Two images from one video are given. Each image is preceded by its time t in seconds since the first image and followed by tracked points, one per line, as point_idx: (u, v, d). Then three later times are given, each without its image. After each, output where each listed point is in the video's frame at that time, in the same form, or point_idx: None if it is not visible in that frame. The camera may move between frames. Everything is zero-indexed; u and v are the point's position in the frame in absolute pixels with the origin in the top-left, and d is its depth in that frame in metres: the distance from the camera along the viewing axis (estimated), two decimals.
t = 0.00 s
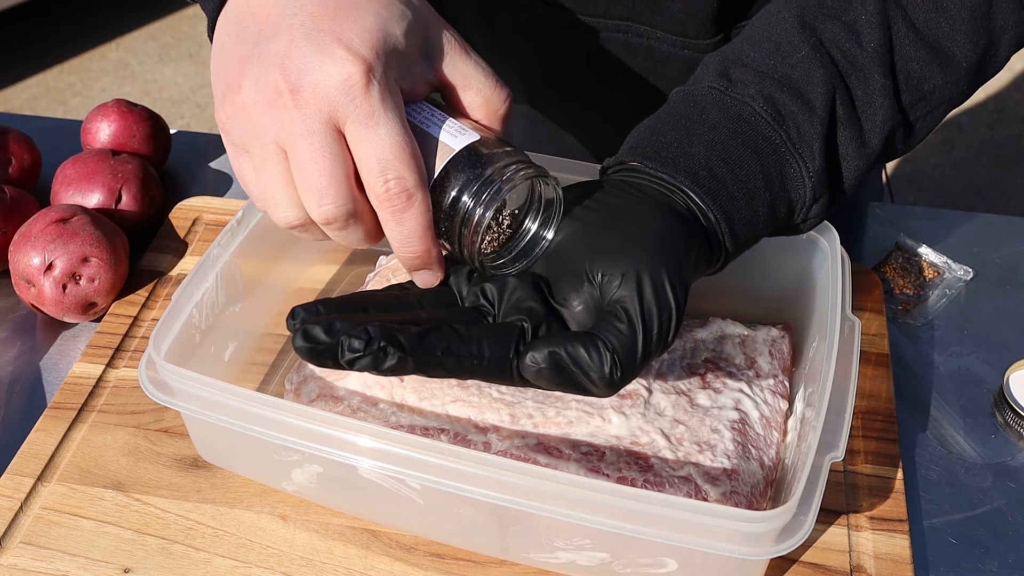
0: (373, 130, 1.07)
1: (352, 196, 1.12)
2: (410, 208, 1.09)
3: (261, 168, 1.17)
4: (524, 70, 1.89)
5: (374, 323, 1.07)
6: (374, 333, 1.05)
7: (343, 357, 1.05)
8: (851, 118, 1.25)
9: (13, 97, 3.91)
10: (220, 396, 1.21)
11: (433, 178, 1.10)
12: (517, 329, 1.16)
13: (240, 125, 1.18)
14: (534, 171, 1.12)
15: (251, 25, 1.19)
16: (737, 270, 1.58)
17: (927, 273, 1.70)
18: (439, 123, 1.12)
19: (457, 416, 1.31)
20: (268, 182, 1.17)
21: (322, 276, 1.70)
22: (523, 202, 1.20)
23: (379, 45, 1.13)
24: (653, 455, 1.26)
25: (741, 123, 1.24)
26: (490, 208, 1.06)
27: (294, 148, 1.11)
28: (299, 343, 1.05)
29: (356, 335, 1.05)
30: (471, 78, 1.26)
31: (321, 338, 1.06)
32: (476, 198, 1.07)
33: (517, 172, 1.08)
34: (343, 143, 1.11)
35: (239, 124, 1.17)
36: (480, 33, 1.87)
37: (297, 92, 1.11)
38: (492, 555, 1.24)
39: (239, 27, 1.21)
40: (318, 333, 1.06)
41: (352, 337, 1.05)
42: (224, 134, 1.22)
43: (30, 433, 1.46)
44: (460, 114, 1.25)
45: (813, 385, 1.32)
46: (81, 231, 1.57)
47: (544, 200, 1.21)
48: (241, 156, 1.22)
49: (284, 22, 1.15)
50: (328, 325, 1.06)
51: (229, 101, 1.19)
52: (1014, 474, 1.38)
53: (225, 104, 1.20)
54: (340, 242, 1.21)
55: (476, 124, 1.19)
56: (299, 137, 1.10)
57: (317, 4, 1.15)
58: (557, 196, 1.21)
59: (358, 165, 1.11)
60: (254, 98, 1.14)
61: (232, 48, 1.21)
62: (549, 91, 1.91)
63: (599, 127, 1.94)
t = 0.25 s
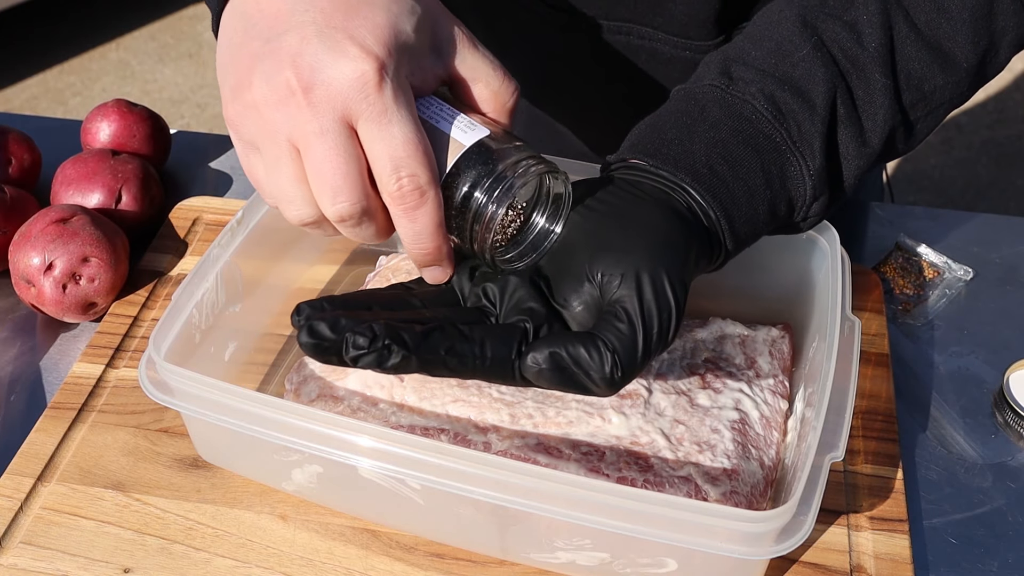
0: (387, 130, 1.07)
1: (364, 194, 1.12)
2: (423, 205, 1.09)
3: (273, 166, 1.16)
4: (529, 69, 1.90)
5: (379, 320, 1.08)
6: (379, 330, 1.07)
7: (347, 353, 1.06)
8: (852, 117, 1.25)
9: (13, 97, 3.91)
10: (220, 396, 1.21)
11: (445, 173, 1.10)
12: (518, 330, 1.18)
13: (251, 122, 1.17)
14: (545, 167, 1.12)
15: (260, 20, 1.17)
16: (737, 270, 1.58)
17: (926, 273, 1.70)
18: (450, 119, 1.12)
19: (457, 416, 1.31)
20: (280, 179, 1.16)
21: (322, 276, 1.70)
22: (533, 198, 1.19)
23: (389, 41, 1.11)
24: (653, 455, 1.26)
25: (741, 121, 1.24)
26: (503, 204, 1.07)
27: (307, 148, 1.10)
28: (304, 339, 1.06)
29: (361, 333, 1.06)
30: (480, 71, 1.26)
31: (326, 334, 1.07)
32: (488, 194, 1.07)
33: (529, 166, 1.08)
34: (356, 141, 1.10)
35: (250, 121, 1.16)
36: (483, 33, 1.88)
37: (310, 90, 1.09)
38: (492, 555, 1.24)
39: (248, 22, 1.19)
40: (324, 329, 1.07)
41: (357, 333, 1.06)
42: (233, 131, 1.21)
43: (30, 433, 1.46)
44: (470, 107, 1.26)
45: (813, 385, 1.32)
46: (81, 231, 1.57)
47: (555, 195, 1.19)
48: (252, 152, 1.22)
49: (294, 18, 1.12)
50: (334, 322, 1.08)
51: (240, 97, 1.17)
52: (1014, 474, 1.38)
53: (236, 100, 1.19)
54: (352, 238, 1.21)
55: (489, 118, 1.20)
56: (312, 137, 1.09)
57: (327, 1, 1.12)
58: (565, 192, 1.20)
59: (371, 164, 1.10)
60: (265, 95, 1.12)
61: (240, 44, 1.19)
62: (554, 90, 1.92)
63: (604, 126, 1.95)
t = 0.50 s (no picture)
0: (385, 125, 1.07)
1: (358, 190, 1.12)
2: (419, 203, 1.09)
3: (268, 159, 1.16)
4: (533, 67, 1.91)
5: (372, 318, 1.09)
6: (372, 328, 1.07)
7: (341, 350, 1.06)
8: (848, 117, 1.25)
9: (13, 97, 3.91)
10: (219, 396, 1.21)
11: (440, 171, 1.11)
12: (511, 329, 1.18)
13: (244, 115, 1.15)
14: (541, 166, 1.12)
15: (256, 10, 1.15)
16: (737, 269, 1.58)
17: (926, 273, 1.70)
18: (446, 116, 1.12)
19: (457, 416, 1.31)
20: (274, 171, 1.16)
21: (322, 276, 1.70)
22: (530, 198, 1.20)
23: (388, 36, 1.11)
24: (653, 455, 1.25)
25: (737, 119, 1.24)
26: (502, 203, 1.08)
27: (302, 141, 1.10)
28: (298, 335, 1.07)
29: (354, 330, 1.07)
30: (475, 67, 1.27)
31: (320, 331, 1.08)
32: (486, 194, 1.09)
33: (525, 165, 1.09)
34: (353, 135, 1.10)
35: (243, 114, 1.15)
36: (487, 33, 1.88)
37: (307, 83, 1.08)
38: (492, 555, 1.24)
39: (245, 12, 1.17)
40: (318, 325, 1.08)
41: (350, 331, 1.07)
42: (223, 121, 1.19)
43: (30, 433, 1.46)
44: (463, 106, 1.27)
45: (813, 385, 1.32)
46: (81, 231, 1.57)
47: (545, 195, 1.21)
48: (242, 144, 1.20)
49: (293, 9, 1.11)
50: (328, 319, 1.09)
51: (233, 89, 1.16)
52: (1014, 474, 1.38)
53: (228, 91, 1.17)
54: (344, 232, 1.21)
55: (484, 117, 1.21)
56: (308, 131, 1.08)
57: None
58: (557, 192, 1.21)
59: (368, 160, 1.10)
60: (260, 87, 1.11)
61: (236, 33, 1.17)
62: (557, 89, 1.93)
63: (604, 125, 1.95)
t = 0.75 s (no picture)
0: (378, 125, 1.07)
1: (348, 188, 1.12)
2: (406, 205, 1.10)
3: (258, 152, 1.15)
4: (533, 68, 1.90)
5: (375, 314, 1.09)
6: (375, 324, 1.08)
7: (342, 345, 1.06)
8: (850, 115, 1.26)
9: (13, 96, 3.91)
10: (220, 396, 1.21)
11: (431, 174, 1.11)
12: (512, 326, 1.16)
13: (236, 106, 1.15)
14: (530, 173, 1.12)
15: (254, 5, 1.15)
16: (737, 269, 1.58)
17: (926, 273, 1.70)
18: (440, 121, 1.13)
19: (457, 416, 1.31)
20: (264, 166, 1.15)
21: (322, 276, 1.71)
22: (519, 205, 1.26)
23: (385, 37, 1.11)
24: (653, 455, 1.26)
25: (739, 117, 1.24)
26: (485, 210, 1.08)
27: (295, 136, 1.09)
28: (300, 329, 1.07)
29: (356, 326, 1.07)
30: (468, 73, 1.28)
31: (323, 326, 1.08)
32: (472, 199, 1.09)
33: (513, 173, 1.09)
34: (345, 134, 1.10)
35: (236, 105, 1.14)
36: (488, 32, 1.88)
37: (303, 79, 1.08)
38: (492, 555, 1.24)
39: (245, 7, 1.17)
40: (320, 320, 1.08)
41: (352, 327, 1.07)
42: (215, 112, 1.18)
43: (29, 433, 1.46)
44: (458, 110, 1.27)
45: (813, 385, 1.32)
46: (81, 231, 1.57)
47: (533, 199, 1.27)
48: (231, 136, 1.19)
49: (293, 5, 1.11)
50: (331, 314, 1.09)
51: (226, 80, 1.15)
52: (1014, 474, 1.38)
53: (220, 81, 1.16)
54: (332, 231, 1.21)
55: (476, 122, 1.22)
56: (302, 127, 1.08)
57: None
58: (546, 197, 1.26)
59: (359, 159, 1.10)
60: (254, 79, 1.10)
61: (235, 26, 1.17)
62: (556, 89, 1.92)
63: (604, 125, 1.95)
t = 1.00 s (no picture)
0: (381, 117, 1.07)
1: (355, 179, 1.12)
2: (415, 193, 1.09)
3: (265, 149, 1.15)
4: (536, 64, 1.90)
5: (374, 315, 1.10)
6: (374, 325, 1.09)
7: (342, 346, 1.08)
8: (848, 112, 1.25)
9: (13, 96, 3.91)
10: (219, 396, 1.21)
11: (438, 161, 1.10)
12: (510, 325, 1.18)
13: (240, 104, 1.15)
14: (538, 158, 1.11)
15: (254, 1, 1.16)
16: (737, 269, 1.58)
17: (926, 273, 1.70)
18: (443, 107, 1.12)
19: (457, 416, 1.31)
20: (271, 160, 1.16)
21: (322, 276, 1.71)
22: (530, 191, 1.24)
23: (386, 29, 1.11)
24: (653, 455, 1.25)
25: (737, 111, 1.24)
26: (496, 193, 1.07)
27: (300, 132, 1.10)
28: (300, 328, 1.09)
29: (356, 327, 1.08)
30: (472, 58, 1.27)
31: (322, 325, 1.10)
32: (483, 183, 1.08)
33: (522, 156, 1.08)
34: (349, 127, 1.10)
35: (239, 102, 1.15)
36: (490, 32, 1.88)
37: (305, 75, 1.08)
38: (492, 555, 1.24)
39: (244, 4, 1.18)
40: (320, 319, 1.11)
41: (352, 328, 1.08)
42: (221, 110, 1.19)
43: (30, 433, 1.46)
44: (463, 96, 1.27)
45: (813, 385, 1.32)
46: (81, 231, 1.57)
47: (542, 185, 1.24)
48: (239, 133, 1.20)
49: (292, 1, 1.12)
50: (331, 313, 1.11)
51: (228, 78, 1.16)
52: (1014, 474, 1.38)
53: (224, 80, 1.17)
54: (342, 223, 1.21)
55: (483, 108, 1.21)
56: (305, 123, 1.08)
57: None
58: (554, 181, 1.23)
59: (364, 151, 1.10)
60: (257, 77, 1.11)
61: (237, 23, 1.17)
62: (558, 88, 1.92)
63: (604, 125, 1.94)
